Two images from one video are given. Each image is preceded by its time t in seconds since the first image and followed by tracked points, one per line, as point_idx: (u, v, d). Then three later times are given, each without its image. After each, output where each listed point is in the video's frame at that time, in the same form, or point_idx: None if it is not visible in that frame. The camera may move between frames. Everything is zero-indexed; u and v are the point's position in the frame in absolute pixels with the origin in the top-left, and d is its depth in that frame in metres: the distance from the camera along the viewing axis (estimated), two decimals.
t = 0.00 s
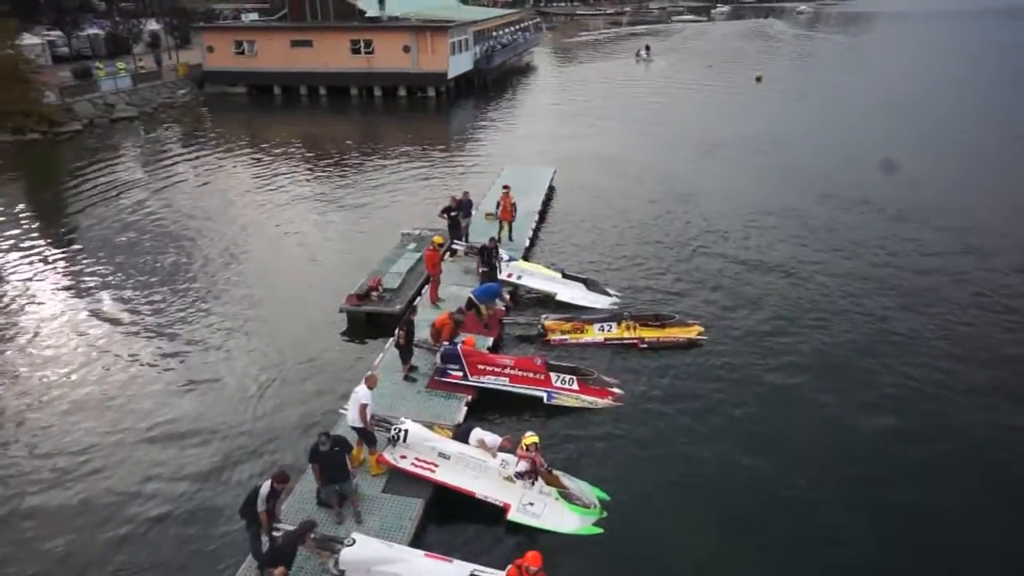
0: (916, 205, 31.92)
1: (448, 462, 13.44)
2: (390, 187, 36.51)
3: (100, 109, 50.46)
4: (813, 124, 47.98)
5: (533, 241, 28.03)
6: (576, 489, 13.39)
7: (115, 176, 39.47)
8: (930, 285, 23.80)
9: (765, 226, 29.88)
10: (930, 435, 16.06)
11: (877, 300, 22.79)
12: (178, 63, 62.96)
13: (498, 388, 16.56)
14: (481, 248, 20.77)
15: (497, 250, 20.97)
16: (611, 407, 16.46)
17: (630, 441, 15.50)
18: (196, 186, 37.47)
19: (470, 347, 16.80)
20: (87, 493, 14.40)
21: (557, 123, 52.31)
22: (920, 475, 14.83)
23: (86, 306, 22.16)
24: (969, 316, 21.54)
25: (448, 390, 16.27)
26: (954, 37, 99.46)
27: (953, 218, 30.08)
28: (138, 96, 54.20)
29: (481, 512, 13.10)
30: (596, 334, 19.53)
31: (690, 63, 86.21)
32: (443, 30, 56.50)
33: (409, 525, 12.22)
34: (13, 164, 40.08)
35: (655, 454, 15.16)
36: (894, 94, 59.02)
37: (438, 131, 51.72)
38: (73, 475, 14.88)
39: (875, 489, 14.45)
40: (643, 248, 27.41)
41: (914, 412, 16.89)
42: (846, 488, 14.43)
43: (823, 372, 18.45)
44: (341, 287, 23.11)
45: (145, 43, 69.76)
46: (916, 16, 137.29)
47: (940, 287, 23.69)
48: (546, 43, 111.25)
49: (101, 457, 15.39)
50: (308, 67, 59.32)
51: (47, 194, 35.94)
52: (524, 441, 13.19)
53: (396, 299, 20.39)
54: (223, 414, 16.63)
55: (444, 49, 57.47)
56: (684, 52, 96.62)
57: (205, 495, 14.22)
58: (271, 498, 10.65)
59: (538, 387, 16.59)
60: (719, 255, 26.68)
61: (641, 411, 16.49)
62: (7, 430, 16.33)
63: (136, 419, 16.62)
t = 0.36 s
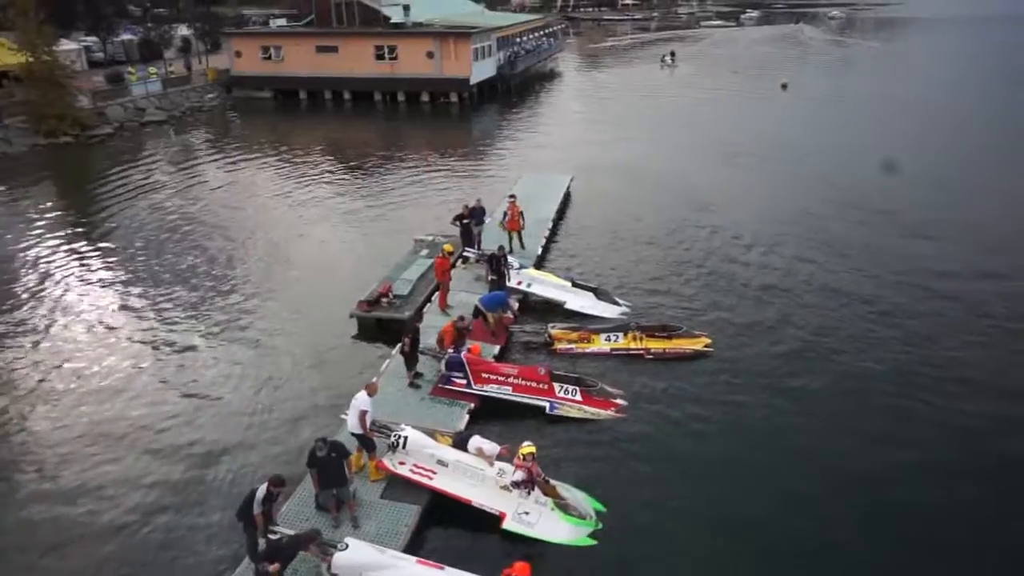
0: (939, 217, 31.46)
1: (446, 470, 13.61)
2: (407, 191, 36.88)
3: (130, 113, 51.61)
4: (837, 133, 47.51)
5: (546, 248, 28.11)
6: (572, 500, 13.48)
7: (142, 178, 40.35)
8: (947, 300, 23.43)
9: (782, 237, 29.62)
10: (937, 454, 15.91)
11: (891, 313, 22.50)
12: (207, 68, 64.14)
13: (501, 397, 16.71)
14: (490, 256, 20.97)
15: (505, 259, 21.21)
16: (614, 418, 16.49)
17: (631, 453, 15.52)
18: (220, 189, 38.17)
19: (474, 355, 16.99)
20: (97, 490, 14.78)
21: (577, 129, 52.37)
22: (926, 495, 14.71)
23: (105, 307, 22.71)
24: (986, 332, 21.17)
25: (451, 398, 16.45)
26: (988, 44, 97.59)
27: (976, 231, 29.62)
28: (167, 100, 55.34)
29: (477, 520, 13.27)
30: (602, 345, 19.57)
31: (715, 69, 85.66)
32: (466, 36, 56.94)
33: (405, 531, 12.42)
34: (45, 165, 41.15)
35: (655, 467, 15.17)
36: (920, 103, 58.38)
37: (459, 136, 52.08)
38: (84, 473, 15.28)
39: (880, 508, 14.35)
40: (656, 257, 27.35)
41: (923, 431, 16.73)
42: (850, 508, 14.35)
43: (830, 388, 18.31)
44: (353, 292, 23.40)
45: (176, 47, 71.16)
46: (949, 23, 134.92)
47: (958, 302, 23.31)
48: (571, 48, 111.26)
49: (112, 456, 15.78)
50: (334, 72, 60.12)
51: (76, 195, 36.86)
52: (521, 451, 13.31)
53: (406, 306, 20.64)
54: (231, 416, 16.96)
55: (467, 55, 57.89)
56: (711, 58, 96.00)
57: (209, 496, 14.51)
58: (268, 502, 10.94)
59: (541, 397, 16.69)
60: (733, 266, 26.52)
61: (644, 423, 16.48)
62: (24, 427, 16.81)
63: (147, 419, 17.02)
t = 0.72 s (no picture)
0: (967, 226, 30.83)
1: (448, 473, 13.83)
2: (430, 191, 37.23)
3: (165, 112, 52.90)
4: (868, 138, 46.76)
5: (563, 251, 28.15)
6: (572, 506, 13.58)
7: (174, 175, 41.38)
8: (971, 312, 22.94)
9: (804, 244, 29.25)
10: (951, 470, 15.59)
11: (913, 324, 22.08)
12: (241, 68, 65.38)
13: (508, 401, 16.88)
14: (504, 260, 21.14)
15: (518, 263, 21.43)
16: (619, 425, 16.54)
17: (635, 460, 15.53)
18: (248, 187, 38.95)
19: (483, 359, 17.18)
20: (114, 482, 15.29)
21: (603, 132, 52.26)
22: (937, 513, 14.42)
23: (131, 303, 23.41)
24: (1009, 345, 20.70)
25: (459, 401, 16.65)
26: None
27: (1005, 241, 28.97)
28: (201, 100, 56.58)
29: (477, 522, 13.46)
30: (613, 351, 19.57)
31: (747, 71, 84.64)
32: (494, 38, 57.23)
33: (405, 532, 12.66)
34: (83, 162, 42.40)
35: (659, 476, 15.16)
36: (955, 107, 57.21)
37: (485, 137, 52.39)
38: (102, 465, 15.79)
39: (889, 525, 14.11)
40: (674, 263, 27.22)
41: (937, 445, 16.40)
42: (859, 523, 14.14)
43: (843, 399, 18.06)
44: (369, 292, 23.76)
45: (212, 48, 72.66)
46: (994, 24, 131.35)
47: (982, 314, 22.81)
48: (602, 49, 110.89)
49: (130, 449, 16.29)
50: (363, 73, 60.88)
51: (110, 192, 37.92)
52: (522, 457, 13.46)
53: (420, 308, 20.91)
54: (244, 413, 17.37)
55: (495, 56, 58.15)
56: (743, 59, 94.90)
57: (219, 491, 14.92)
58: (270, 499, 11.23)
59: (547, 402, 16.81)
60: (751, 272, 26.27)
61: (650, 431, 16.48)
62: (48, 418, 17.41)
63: (165, 413, 17.50)
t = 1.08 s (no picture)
0: (998, 236, 30.06)
1: (451, 474, 14.08)
2: (453, 192, 37.57)
3: (200, 110, 54.17)
4: (901, 143, 45.80)
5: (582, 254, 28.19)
6: (573, 510, 13.69)
7: (206, 172, 42.39)
8: (997, 325, 22.41)
9: (828, 250, 28.84)
10: (964, 487, 15.33)
11: (935, 335, 21.67)
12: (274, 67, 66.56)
13: (515, 405, 17.06)
14: (518, 264, 21.30)
15: (532, 266, 21.58)
16: (625, 431, 16.60)
17: (639, 467, 15.59)
18: (277, 185, 39.72)
19: (492, 362, 17.38)
20: (132, 471, 15.86)
21: (630, 134, 52.09)
22: (946, 530, 14.20)
23: (158, 298, 24.13)
24: None
25: (467, 403, 16.88)
26: None
27: None
28: (235, 99, 57.80)
29: (478, 524, 13.68)
30: (624, 356, 19.52)
31: (781, 73, 83.49)
32: (524, 39, 57.38)
33: (405, 530, 12.95)
34: (120, 159, 43.69)
35: (663, 483, 15.19)
36: (997, 112, 55.61)
37: (512, 138, 52.58)
38: (121, 454, 16.36)
39: (896, 541, 13.93)
40: (692, 268, 27.07)
41: (950, 461, 16.13)
42: (864, 537, 13.99)
43: (855, 411, 17.86)
44: (386, 292, 24.12)
45: (248, 47, 74.07)
46: None
47: (1008, 327, 22.28)
48: (634, 49, 110.16)
49: (149, 440, 16.84)
50: (393, 73, 61.60)
51: (145, 188, 39.02)
52: (522, 461, 13.64)
53: (434, 309, 21.19)
54: (259, 408, 17.83)
55: (524, 57, 58.30)
56: (778, 60, 93.43)
57: (231, 484, 15.36)
58: (273, 496, 11.58)
59: (555, 406, 16.94)
60: (772, 278, 26.00)
61: (656, 437, 16.52)
62: (73, 406, 18.12)
63: (184, 406, 18.05)
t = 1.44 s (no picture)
0: None
1: (452, 474, 14.34)
2: (473, 191, 37.81)
3: (229, 108, 55.22)
4: (931, 147, 44.87)
5: (598, 255, 28.08)
6: (571, 513, 13.85)
7: (232, 169, 43.26)
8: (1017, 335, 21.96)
9: (848, 256, 28.46)
10: (974, 503, 15.11)
11: (952, 345, 21.32)
12: (303, 66, 67.47)
13: (520, 407, 17.27)
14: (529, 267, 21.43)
15: (543, 270, 21.71)
16: (628, 436, 16.71)
17: (641, 473, 15.67)
18: (300, 182, 40.34)
19: (498, 364, 17.60)
20: (145, 460, 16.40)
21: (653, 134, 51.83)
22: (952, 545, 14.04)
23: (179, 293, 24.76)
24: None
25: (472, 404, 17.14)
26: None
27: None
28: (264, 97, 58.78)
29: (477, 524, 13.93)
30: (632, 360, 19.51)
31: (811, 72, 82.27)
32: (548, 39, 57.43)
33: (404, 528, 13.24)
34: (150, 156, 44.73)
35: (664, 490, 15.24)
36: None
37: (535, 137, 52.70)
38: (137, 444, 16.92)
39: (900, 556, 13.79)
40: (709, 271, 26.85)
41: (961, 475, 15.91)
42: (868, 550, 13.89)
43: (865, 421, 17.69)
44: (400, 291, 24.45)
45: (278, 46, 75.21)
46: None
47: None
48: (663, 48, 109.33)
49: (164, 431, 17.34)
50: (419, 72, 62.10)
51: (172, 185, 39.97)
52: (521, 462, 13.85)
53: (445, 310, 21.47)
54: (271, 404, 18.25)
55: (549, 57, 58.39)
56: (810, 60, 91.95)
57: (241, 477, 15.76)
58: (274, 492, 11.95)
59: (559, 410, 17.11)
60: (788, 282, 25.73)
61: (660, 443, 16.57)
62: (93, 397, 18.76)
63: (199, 400, 18.53)
